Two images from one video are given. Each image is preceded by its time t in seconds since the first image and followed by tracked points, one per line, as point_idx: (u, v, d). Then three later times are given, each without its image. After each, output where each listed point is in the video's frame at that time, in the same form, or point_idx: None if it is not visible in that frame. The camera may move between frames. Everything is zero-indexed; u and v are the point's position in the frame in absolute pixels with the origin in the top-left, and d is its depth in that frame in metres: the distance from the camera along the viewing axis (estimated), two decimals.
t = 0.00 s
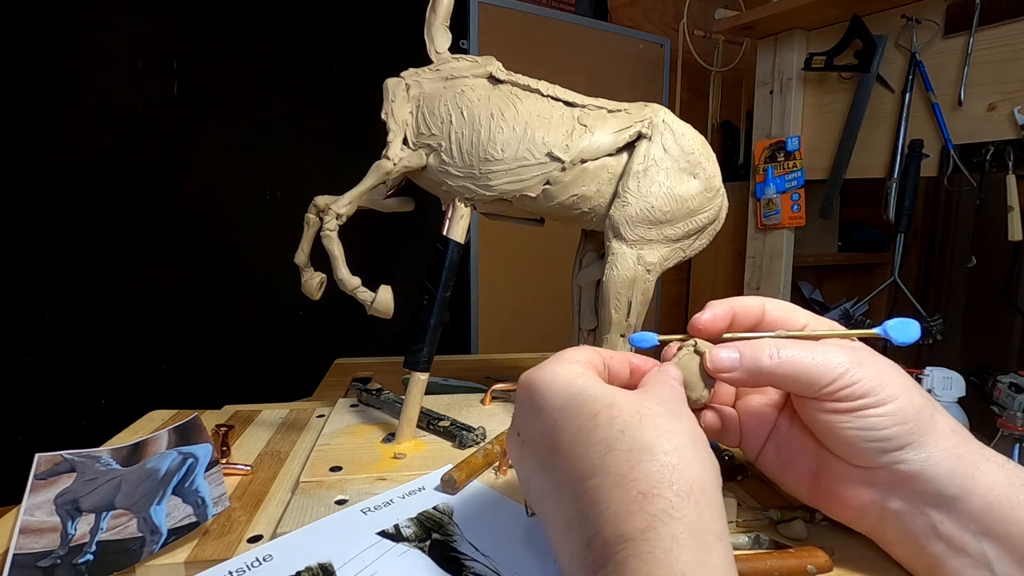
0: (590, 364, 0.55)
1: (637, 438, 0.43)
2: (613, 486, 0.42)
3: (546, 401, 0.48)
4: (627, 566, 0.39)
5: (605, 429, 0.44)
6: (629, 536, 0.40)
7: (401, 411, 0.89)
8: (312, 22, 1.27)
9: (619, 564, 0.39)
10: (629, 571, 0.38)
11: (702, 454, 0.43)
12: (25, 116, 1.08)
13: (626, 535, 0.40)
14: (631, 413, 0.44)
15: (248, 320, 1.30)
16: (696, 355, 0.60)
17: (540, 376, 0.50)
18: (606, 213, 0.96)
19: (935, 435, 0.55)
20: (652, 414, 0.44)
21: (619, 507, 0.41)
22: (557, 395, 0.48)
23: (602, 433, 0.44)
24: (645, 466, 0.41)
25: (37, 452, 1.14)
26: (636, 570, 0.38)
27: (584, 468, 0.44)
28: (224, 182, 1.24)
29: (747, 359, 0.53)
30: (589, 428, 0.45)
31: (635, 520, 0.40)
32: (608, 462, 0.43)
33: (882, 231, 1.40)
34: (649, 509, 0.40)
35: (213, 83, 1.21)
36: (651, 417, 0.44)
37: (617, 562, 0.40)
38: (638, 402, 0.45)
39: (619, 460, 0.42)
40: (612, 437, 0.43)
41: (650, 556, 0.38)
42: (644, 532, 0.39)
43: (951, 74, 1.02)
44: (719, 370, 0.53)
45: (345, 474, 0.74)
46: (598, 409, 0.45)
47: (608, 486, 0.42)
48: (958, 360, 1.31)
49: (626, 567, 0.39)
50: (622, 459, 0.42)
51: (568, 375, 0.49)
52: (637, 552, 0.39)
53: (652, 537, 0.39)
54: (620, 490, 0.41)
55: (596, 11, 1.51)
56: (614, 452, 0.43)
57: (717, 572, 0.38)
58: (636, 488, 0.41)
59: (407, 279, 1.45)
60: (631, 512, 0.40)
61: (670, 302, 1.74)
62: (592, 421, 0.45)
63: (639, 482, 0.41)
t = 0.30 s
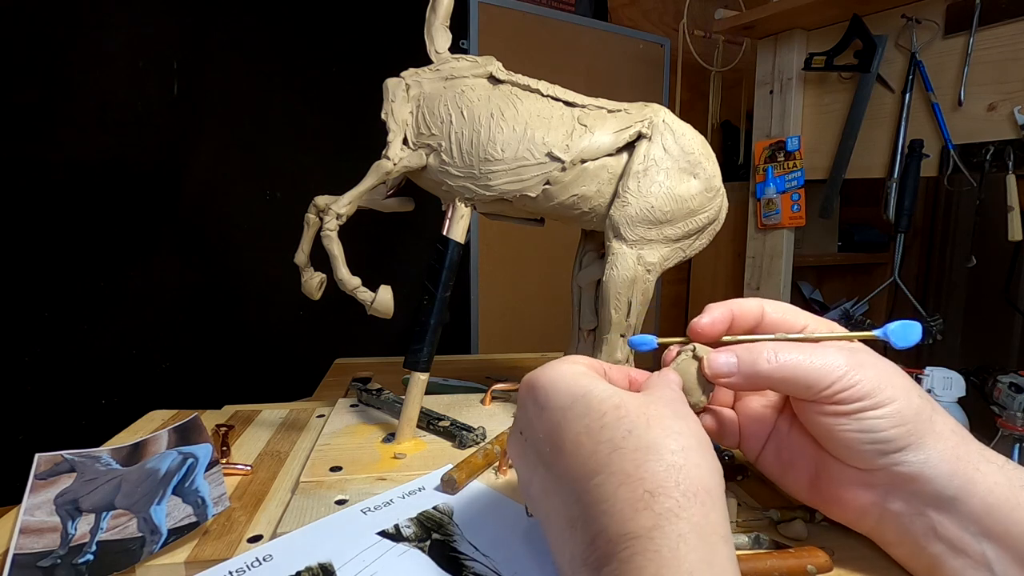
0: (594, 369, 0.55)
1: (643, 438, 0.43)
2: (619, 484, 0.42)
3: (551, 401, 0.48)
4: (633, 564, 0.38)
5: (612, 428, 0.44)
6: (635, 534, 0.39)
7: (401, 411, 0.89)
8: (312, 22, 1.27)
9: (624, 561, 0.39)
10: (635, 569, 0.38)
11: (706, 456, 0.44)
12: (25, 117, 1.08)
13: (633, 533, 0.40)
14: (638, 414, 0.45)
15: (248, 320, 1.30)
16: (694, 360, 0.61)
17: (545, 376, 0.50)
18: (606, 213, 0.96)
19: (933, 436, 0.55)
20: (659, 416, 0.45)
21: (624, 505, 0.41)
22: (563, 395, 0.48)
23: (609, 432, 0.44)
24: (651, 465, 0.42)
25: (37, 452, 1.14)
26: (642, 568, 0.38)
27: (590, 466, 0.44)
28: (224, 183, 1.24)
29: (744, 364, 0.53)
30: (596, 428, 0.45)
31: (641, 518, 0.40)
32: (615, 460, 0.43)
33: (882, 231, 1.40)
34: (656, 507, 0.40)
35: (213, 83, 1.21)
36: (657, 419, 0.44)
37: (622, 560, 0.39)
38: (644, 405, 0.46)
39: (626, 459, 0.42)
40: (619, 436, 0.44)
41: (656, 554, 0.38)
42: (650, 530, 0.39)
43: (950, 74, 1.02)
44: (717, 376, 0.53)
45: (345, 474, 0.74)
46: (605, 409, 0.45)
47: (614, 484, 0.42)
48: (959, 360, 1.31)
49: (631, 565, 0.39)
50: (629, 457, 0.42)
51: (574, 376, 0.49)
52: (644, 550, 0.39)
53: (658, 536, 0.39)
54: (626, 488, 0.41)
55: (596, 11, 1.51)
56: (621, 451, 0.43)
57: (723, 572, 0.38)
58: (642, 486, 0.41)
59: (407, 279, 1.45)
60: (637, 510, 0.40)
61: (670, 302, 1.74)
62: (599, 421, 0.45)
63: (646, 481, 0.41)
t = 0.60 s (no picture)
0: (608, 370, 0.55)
1: (654, 439, 0.43)
2: (628, 484, 0.42)
3: (562, 401, 0.48)
4: (640, 563, 0.38)
5: (624, 429, 0.44)
6: (642, 534, 0.39)
7: (401, 411, 0.89)
8: (312, 22, 1.27)
9: (631, 561, 0.39)
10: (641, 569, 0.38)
11: (717, 460, 0.44)
12: (24, 117, 1.08)
13: (640, 533, 0.39)
14: (649, 416, 0.45)
15: (248, 320, 1.30)
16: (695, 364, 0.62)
17: (557, 376, 0.50)
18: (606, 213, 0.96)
19: (935, 441, 0.55)
20: (670, 418, 0.45)
21: (633, 504, 0.41)
22: (575, 395, 0.48)
23: (621, 433, 0.44)
24: (661, 466, 0.42)
25: (37, 453, 1.14)
26: (649, 567, 0.38)
27: (599, 465, 0.44)
28: (224, 183, 1.24)
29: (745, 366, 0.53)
30: (607, 428, 0.45)
31: (649, 519, 0.40)
32: (624, 460, 0.43)
33: (882, 231, 1.40)
34: (664, 508, 0.40)
35: (213, 83, 1.21)
36: (668, 421, 0.45)
37: (627, 559, 0.39)
38: (655, 407, 0.46)
39: (636, 459, 0.42)
40: (630, 436, 0.44)
41: (664, 555, 0.38)
42: (658, 530, 0.39)
43: (950, 74, 1.02)
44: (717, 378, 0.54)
45: (345, 474, 0.74)
46: (617, 411, 0.46)
47: (623, 484, 0.42)
48: (958, 360, 1.31)
49: (637, 565, 0.39)
50: (639, 458, 0.42)
51: (585, 378, 0.49)
52: (651, 550, 0.39)
53: (666, 536, 0.39)
54: (635, 488, 0.41)
55: (596, 11, 1.51)
56: (632, 451, 0.43)
57: (729, 574, 0.38)
58: (652, 487, 0.41)
59: (407, 279, 1.45)
60: (646, 511, 0.40)
61: (670, 302, 1.75)
62: (610, 422, 0.45)
63: (655, 482, 0.41)
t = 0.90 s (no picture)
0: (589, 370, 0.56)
1: (649, 445, 0.43)
2: (626, 492, 0.42)
3: (553, 408, 0.48)
4: (644, 570, 0.38)
5: (618, 436, 0.44)
6: (644, 541, 0.39)
7: (401, 411, 0.89)
8: (312, 22, 1.27)
9: (634, 569, 0.39)
10: None
11: (709, 462, 0.44)
12: (24, 117, 1.08)
13: (642, 540, 0.39)
14: (641, 421, 0.45)
15: (248, 320, 1.30)
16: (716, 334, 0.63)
17: (546, 384, 0.50)
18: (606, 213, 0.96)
19: (933, 424, 0.56)
20: (661, 422, 0.45)
21: (632, 512, 0.41)
22: (565, 403, 0.48)
23: (615, 440, 0.44)
24: (658, 473, 0.42)
25: (37, 453, 1.14)
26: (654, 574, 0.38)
27: (595, 474, 0.44)
28: (224, 183, 1.24)
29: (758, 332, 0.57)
30: (600, 435, 0.45)
31: (650, 525, 0.40)
32: (622, 469, 0.43)
33: (882, 231, 1.40)
34: (665, 515, 0.40)
35: (212, 83, 1.21)
36: (662, 425, 0.45)
37: (630, 568, 0.39)
38: (646, 411, 0.46)
39: (633, 467, 0.42)
40: (624, 444, 0.44)
41: (668, 561, 0.38)
42: (660, 537, 0.39)
43: (950, 74, 1.02)
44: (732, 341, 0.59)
45: (345, 474, 0.74)
46: (610, 418, 0.46)
47: (621, 492, 0.42)
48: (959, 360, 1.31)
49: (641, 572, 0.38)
50: (635, 466, 0.42)
51: (574, 384, 0.49)
52: (654, 556, 0.38)
53: (668, 542, 0.39)
54: (634, 496, 0.41)
55: (596, 11, 1.51)
56: (628, 459, 0.43)
57: None
58: (651, 494, 0.41)
59: (407, 279, 1.45)
60: (646, 517, 0.40)
61: (670, 302, 1.75)
62: (604, 429, 0.45)
63: (654, 489, 0.41)
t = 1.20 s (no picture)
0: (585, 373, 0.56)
1: (645, 454, 0.43)
2: (622, 500, 0.42)
3: (552, 415, 0.48)
4: None
5: (614, 445, 0.44)
6: (639, 548, 0.39)
7: (400, 411, 0.89)
8: (312, 22, 1.27)
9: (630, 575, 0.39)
10: None
11: (705, 470, 0.44)
12: (24, 117, 1.08)
13: (638, 547, 0.39)
14: (638, 429, 0.45)
15: (248, 321, 1.30)
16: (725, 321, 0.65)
17: (546, 390, 0.50)
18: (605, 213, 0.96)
19: (934, 411, 0.56)
20: (658, 430, 0.45)
21: (628, 519, 0.41)
22: (564, 409, 0.48)
23: (612, 448, 0.44)
24: (654, 482, 0.42)
25: (37, 453, 1.14)
26: None
27: (592, 482, 0.44)
28: (224, 183, 1.24)
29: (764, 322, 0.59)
30: (597, 443, 0.45)
31: (645, 533, 0.40)
32: (618, 477, 0.43)
33: (882, 231, 1.40)
34: (662, 521, 0.40)
35: (212, 83, 1.21)
36: (658, 433, 0.45)
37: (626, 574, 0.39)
38: (643, 418, 0.46)
39: (629, 476, 0.42)
40: (621, 452, 0.44)
41: (663, 567, 0.38)
42: (656, 542, 0.39)
43: (951, 74, 1.02)
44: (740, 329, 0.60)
45: (345, 475, 0.74)
46: (607, 425, 0.46)
47: (618, 500, 0.42)
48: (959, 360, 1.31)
49: None
50: (631, 474, 0.42)
51: (572, 390, 0.49)
52: (650, 563, 0.39)
53: (663, 549, 0.39)
54: (630, 504, 0.41)
55: (596, 11, 1.51)
56: (624, 468, 0.43)
57: None
58: (646, 502, 0.41)
59: (407, 279, 1.45)
60: (642, 525, 0.40)
61: (670, 302, 1.74)
62: (601, 437, 0.45)
63: (649, 497, 0.41)
